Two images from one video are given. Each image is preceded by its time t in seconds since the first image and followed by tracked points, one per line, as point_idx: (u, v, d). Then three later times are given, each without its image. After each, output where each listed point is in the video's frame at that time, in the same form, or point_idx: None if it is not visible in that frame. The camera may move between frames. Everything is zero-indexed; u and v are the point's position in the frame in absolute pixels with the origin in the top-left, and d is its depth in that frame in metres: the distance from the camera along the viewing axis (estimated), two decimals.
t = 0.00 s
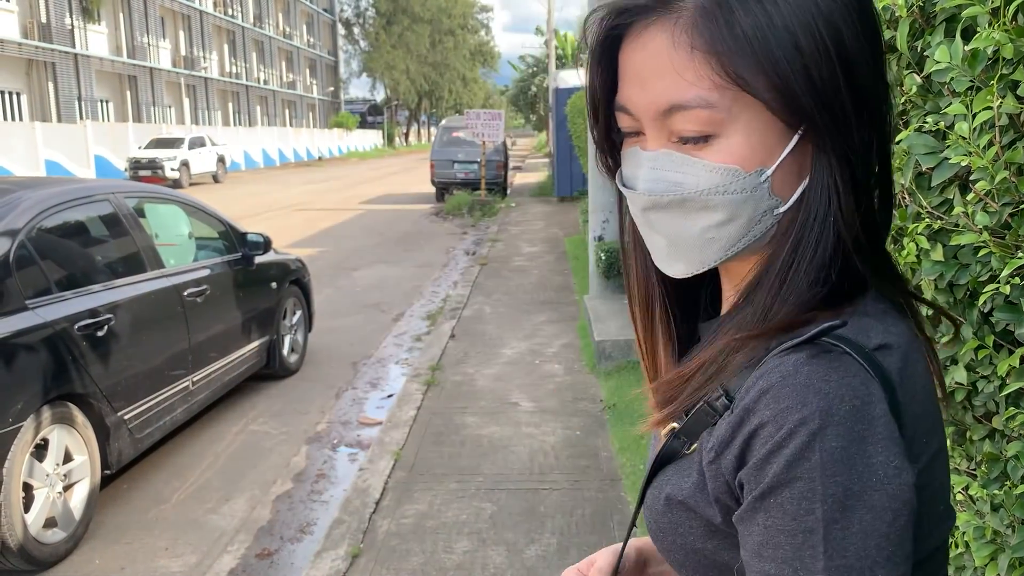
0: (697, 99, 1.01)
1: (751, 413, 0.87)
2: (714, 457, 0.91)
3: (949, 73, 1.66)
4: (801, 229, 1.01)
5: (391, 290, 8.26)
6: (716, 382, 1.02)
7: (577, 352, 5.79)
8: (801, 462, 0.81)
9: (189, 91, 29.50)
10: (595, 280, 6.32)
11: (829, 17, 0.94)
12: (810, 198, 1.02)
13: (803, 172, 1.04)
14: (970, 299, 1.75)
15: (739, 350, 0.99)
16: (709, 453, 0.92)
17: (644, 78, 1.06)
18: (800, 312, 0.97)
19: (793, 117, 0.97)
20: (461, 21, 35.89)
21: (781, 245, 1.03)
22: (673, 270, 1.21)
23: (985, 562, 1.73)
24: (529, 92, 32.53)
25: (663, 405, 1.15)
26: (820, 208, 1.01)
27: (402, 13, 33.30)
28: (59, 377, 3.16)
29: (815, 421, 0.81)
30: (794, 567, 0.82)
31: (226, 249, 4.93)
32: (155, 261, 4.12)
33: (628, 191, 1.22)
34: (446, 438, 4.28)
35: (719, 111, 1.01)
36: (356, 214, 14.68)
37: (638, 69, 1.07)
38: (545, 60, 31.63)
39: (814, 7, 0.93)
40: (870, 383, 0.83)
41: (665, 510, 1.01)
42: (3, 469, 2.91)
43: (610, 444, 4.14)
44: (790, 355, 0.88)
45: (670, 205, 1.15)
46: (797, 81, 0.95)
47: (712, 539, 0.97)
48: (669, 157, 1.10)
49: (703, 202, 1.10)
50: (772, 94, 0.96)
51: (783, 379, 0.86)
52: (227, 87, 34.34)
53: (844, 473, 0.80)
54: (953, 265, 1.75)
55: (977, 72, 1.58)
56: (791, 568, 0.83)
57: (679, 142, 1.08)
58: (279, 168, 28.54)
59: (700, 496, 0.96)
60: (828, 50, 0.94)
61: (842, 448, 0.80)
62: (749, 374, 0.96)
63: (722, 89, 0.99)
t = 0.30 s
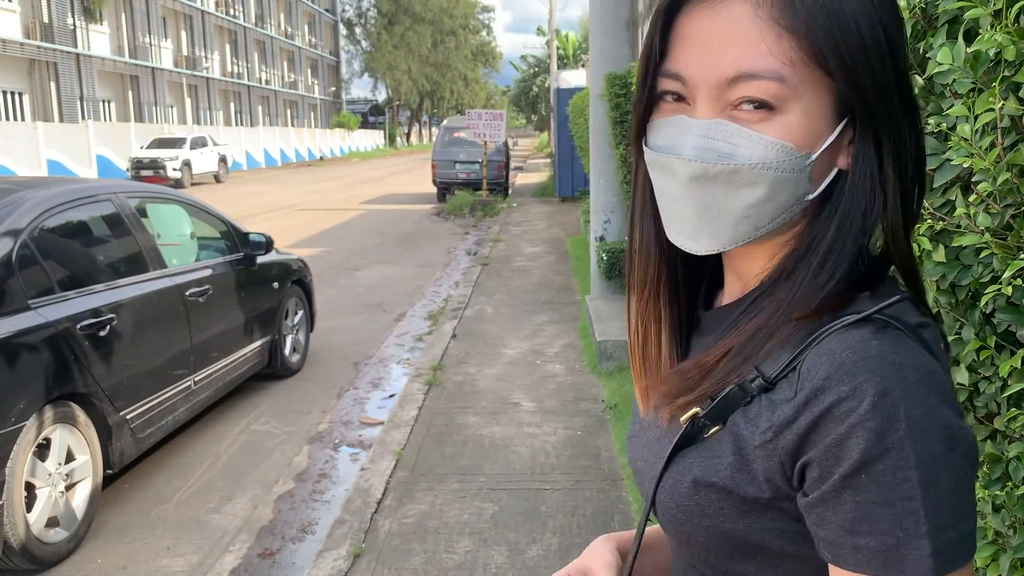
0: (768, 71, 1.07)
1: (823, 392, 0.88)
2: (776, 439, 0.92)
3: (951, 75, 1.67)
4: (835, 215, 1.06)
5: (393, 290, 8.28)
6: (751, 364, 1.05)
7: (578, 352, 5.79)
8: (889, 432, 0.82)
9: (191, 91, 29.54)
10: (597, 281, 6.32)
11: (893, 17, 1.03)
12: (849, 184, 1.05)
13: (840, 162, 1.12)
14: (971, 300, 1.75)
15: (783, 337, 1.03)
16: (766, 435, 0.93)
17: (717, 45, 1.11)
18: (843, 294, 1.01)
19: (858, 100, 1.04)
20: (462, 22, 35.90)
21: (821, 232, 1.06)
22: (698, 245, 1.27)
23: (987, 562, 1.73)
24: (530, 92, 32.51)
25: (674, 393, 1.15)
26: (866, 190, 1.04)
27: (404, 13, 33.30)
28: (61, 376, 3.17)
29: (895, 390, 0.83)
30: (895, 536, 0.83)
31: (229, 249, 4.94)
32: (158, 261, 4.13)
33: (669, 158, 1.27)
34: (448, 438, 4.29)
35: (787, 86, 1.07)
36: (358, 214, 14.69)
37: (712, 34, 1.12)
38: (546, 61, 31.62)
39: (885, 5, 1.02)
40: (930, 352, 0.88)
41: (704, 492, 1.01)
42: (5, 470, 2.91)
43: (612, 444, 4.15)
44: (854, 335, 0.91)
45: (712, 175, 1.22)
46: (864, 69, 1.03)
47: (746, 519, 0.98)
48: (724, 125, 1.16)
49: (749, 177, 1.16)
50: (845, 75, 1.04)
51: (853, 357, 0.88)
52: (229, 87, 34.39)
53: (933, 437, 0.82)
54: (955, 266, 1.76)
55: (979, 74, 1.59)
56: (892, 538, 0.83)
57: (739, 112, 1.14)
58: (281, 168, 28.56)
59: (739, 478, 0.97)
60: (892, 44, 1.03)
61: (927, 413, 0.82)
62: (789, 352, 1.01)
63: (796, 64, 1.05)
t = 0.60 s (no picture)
0: (773, 76, 1.10)
1: (864, 359, 0.91)
2: (813, 407, 0.94)
3: (952, 75, 1.67)
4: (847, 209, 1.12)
5: (393, 290, 8.28)
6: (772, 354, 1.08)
7: (579, 352, 5.79)
8: (928, 395, 0.85)
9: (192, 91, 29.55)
10: (597, 280, 6.32)
11: (881, 23, 1.10)
12: (853, 180, 1.11)
13: (837, 161, 1.16)
14: (971, 300, 1.76)
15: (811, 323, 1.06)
16: (805, 406, 0.94)
17: (723, 52, 1.14)
18: (866, 280, 1.06)
19: (856, 100, 1.10)
20: (462, 22, 35.90)
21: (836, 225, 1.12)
22: (706, 245, 1.24)
23: (986, 563, 1.73)
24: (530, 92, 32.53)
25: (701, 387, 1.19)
26: (867, 188, 1.10)
27: (404, 14, 33.29)
28: (62, 377, 3.17)
29: (936, 358, 0.87)
30: (922, 495, 0.85)
31: (229, 249, 4.94)
32: (158, 261, 4.13)
33: (675, 162, 1.25)
34: (448, 438, 4.29)
35: (792, 89, 1.10)
36: (359, 214, 14.69)
37: (716, 42, 1.14)
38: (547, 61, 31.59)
39: (874, 11, 1.09)
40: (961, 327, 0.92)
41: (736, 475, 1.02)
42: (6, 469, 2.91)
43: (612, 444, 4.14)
44: (893, 306, 0.94)
45: (720, 177, 1.21)
46: (861, 71, 1.09)
47: (767, 500, 1.03)
48: (729, 127, 1.17)
49: (757, 177, 1.17)
50: (843, 78, 1.09)
51: (898, 325, 0.90)
52: (230, 87, 34.42)
53: (965, 404, 0.86)
54: (956, 266, 1.76)
55: (980, 74, 1.59)
56: (920, 497, 0.85)
57: (744, 115, 1.16)
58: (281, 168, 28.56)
59: (773, 462, 0.99)
60: (881, 47, 1.10)
61: (960, 381, 0.86)
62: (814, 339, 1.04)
63: (799, 69, 1.09)
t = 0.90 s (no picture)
0: (770, 70, 1.13)
1: (832, 339, 0.98)
2: (784, 389, 1.02)
3: (950, 74, 1.67)
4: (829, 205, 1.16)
5: (393, 290, 8.27)
6: (758, 343, 1.10)
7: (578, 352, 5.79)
8: (876, 377, 0.92)
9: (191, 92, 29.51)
10: (596, 281, 6.32)
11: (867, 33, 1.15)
12: (838, 178, 1.15)
13: (823, 160, 1.20)
14: (971, 299, 1.76)
15: (790, 309, 1.09)
16: (778, 388, 1.02)
17: (722, 45, 1.16)
18: (842, 271, 1.11)
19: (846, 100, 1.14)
20: (462, 22, 35.89)
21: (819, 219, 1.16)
22: (698, 235, 1.28)
23: (986, 562, 1.72)
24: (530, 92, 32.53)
25: (681, 378, 1.19)
26: (852, 185, 1.15)
27: (404, 14, 33.25)
28: (62, 377, 3.17)
29: (896, 343, 0.93)
30: (849, 470, 0.92)
31: (228, 249, 4.94)
32: (157, 261, 4.13)
33: (671, 151, 1.28)
34: (447, 439, 4.29)
35: (788, 84, 1.14)
36: (358, 215, 14.68)
37: (717, 35, 1.17)
38: (546, 61, 31.56)
39: (863, 20, 1.14)
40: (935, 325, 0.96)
41: (719, 470, 1.09)
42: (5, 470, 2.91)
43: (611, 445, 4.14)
44: (866, 292, 1.00)
45: (715, 166, 1.23)
46: (852, 70, 1.13)
47: (758, 488, 1.08)
48: (726, 120, 1.20)
49: (751, 168, 1.19)
50: (837, 77, 1.13)
51: (864, 310, 0.97)
52: (229, 88, 34.40)
53: (914, 390, 0.92)
54: (955, 265, 1.76)
55: (978, 73, 1.59)
56: (846, 473, 0.92)
57: (740, 108, 1.19)
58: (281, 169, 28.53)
59: (752, 445, 1.06)
60: (869, 55, 1.15)
61: (914, 369, 0.92)
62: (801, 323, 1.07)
63: (796, 64, 1.12)
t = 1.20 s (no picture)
0: (750, 67, 1.14)
1: (814, 350, 0.98)
2: (764, 398, 1.02)
3: (949, 75, 1.67)
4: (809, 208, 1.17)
5: (392, 291, 8.27)
6: (742, 349, 1.11)
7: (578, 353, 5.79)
8: (857, 390, 0.92)
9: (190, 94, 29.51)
10: (596, 282, 6.32)
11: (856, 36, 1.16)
12: (821, 178, 1.17)
13: (808, 162, 1.20)
14: (971, 300, 1.76)
15: (774, 314, 1.10)
16: (757, 398, 1.03)
17: (705, 44, 1.17)
18: (826, 279, 1.11)
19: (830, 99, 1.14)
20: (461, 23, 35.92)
21: (799, 222, 1.17)
22: (681, 235, 1.29)
23: (986, 563, 1.73)
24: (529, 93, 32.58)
25: (666, 381, 1.21)
26: (837, 190, 1.16)
27: (403, 16, 33.28)
28: (61, 379, 3.17)
29: (877, 355, 0.93)
30: (830, 483, 0.93)
31: (228, 251, 4.94)
32: (156, 263, 4.13)
33: (654, 151, 1.29)
34: (447, 440, 4.29)
35: (769, 82, 1.14)
36: (358, 216, 14.68)
37: (699, 34, 1.18)
38: (546, 62, 31.59)
39: (849, 19, 1.14)
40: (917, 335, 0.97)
41: (702, 478, 1.10)
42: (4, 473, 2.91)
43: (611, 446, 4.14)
44: (850, 302, 1.00)
45: (696, 165, 1.25)
46: (838, 73, 1.13)
47: (738, 498, 1.08)
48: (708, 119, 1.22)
49: (733, 167, 1.21)
50: (818, 74, 1.13)
51: (845, 321, 0.97)
52: (228, 89, 34.41)
53: (895, 403, 0.92)
54: (954, 266, 1.76)
55: (977, 74, 1.59)
56: (828, 486, 0.93)
57: (722, 106, 1.20)
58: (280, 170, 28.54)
59: (733, 454, 1.06)
60: (854, 55, 1.15)
61: (895, 382, 0.92)
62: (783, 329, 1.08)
63: (776, 62, 1.13)
